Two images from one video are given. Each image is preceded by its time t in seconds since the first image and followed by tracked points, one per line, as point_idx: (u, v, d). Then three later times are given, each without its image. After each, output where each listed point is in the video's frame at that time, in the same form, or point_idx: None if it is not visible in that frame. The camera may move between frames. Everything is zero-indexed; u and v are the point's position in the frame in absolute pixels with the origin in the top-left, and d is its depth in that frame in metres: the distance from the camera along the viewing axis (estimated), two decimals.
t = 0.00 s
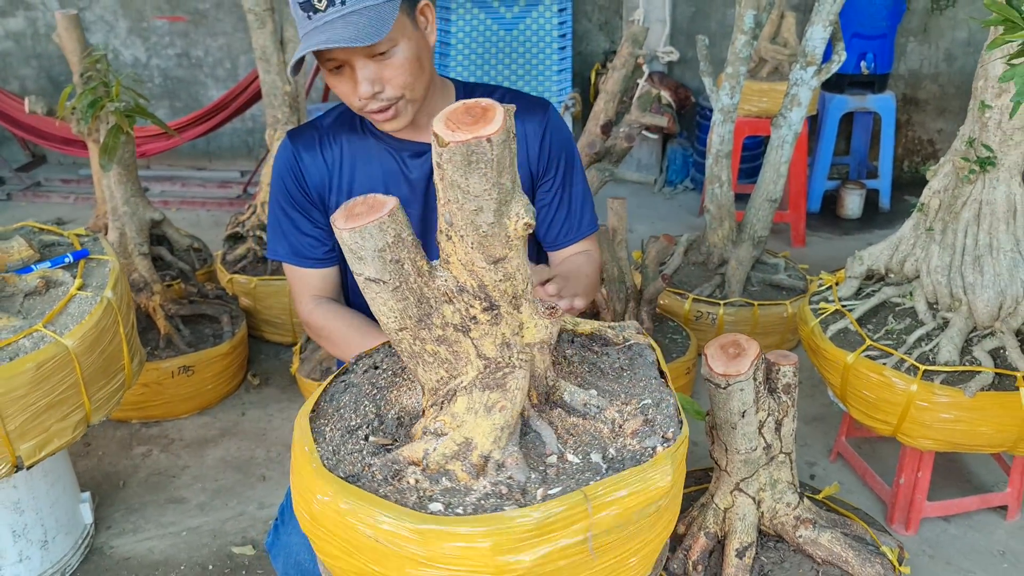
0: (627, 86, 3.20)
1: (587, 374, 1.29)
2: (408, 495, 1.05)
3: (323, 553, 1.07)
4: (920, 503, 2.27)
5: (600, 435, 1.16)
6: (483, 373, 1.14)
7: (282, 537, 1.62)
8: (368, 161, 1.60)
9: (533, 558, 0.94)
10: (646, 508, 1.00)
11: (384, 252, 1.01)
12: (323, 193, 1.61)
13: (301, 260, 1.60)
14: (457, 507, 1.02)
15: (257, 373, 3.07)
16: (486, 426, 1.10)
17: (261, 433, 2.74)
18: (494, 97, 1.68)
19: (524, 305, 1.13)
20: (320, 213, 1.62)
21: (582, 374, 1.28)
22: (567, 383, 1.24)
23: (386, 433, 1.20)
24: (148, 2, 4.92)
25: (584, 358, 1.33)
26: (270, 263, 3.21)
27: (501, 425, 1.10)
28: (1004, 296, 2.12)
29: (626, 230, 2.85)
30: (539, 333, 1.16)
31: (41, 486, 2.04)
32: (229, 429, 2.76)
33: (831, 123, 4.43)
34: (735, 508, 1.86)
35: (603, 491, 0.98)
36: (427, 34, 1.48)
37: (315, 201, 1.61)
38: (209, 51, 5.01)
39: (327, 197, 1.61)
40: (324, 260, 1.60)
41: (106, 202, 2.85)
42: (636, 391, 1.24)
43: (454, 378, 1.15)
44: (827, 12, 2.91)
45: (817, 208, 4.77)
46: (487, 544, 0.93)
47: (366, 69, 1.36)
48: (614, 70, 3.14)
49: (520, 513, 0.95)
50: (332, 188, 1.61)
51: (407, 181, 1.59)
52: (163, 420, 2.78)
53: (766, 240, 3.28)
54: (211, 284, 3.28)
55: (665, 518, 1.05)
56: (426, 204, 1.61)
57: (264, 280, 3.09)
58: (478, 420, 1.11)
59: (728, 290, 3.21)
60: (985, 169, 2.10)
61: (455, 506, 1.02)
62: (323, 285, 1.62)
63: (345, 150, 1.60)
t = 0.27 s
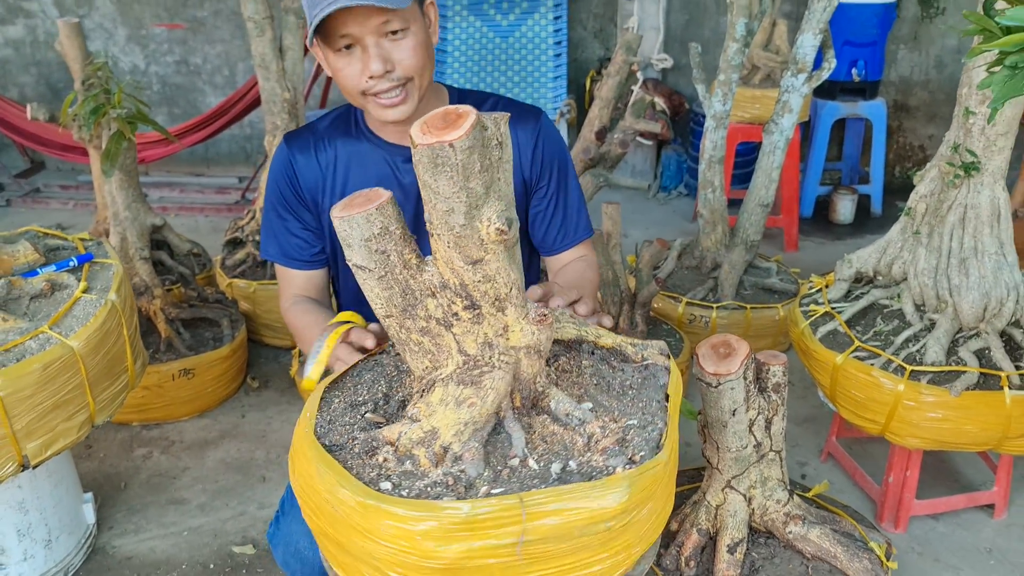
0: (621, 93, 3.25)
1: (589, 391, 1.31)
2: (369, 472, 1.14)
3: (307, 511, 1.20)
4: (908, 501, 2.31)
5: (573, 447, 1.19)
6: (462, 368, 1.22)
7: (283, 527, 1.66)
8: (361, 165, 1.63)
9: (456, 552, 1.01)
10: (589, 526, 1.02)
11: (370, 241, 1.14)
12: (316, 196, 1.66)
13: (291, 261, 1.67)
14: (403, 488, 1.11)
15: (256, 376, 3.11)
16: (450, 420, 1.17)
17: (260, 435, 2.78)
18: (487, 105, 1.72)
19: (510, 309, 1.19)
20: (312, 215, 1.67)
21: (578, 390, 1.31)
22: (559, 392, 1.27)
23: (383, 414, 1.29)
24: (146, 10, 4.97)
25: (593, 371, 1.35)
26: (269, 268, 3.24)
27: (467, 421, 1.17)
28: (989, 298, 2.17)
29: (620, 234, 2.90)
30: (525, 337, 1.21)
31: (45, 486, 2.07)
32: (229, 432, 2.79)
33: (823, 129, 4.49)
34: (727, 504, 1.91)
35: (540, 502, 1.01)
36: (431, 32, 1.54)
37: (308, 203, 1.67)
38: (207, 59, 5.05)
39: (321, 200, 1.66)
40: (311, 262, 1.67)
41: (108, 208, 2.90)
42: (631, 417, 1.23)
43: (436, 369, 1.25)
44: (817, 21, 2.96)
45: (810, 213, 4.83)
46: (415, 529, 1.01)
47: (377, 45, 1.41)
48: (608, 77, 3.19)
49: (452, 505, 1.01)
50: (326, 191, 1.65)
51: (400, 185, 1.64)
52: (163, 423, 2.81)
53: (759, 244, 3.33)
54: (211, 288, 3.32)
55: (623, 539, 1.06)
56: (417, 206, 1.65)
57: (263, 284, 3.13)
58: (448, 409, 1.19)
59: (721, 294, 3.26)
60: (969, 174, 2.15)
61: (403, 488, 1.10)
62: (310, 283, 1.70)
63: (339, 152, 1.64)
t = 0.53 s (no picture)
0: (612, 109, 3.31)
1: (584, 410, 1.34)
2: (338, 455, 1.25)
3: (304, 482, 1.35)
4: (896, 510, 2.34)
5: (533, 463, 1.23)
6: (437, 370, 1.33)
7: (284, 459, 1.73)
8: (338, 103, 1.81)
9: (389, 544, 1.10)
10: (521, 542, 1.07)
11: (358, 240, 1.28)
12: (297, 136, 1.85)
13: (277, 204, 1.90)
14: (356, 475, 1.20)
15: (252, 389, 3.13)
16: (416, 419, 1.26)
17: (256, 447, 2.80)
18: (467, 36, 1.85)
19: (487, 319, 1.29)
20: (294, 156, 1.88)
21: (565, 410, 1.34)
22: (538, 406, 1.30)
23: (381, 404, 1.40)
24: (144, 27, 5.02)
25: (591, 392, 1.38)
26: (265, 281, 3.28)
27: (431, 421, 1.25)
28: (972, 309, 2.21)
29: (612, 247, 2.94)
30: (502, 348, 1.29)
31: (41, 496, 2.09)
32: (224, 443, 2.81)
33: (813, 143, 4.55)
34: (715, 512, 1.94)
35: (474, 511, 1.08)
36: None
37: (289, 144, 1.86)
38: (204, 75, 5.10)
39: (301, 140, 1.85)
40: (297, 203, 1.90)
41: (105, 222, 2.93)
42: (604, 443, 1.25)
43: (417, 370, 1.36)
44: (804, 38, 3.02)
45: (800, 227, 4.88)
46: (354, 513, 1.11)
47: None
48: (600, 93, 3.24)
49: (392, 499, 1.10)
50: (305, 131, 1.83)
51: (381, 124, 1.80)
52: (159, 435, 2.83)
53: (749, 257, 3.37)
54: (207, 302, 3.34)
55: (561, 560, 1.10)
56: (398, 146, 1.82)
57: (258, 298, 3.16)
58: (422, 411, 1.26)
59: (712, 306, 3.30)
60: (952, 187, 2.20)
61: (357, 475, 1.20)
62: (299, 230, 1.93)
63: (318, 90, 1.81)
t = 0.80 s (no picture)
0: (606, 117, 3.35)
1: (575, 420, 1.34)
2: (328, 433, 1.33)
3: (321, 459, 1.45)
4: (886, 511, 2.37)
5: (496, 465, 1.24)
6: (423, 364, 1.38)
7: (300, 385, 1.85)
8: None
9: (344, 522, 1.14)
10: (459, 539, 1.08)
11: (363, 234, 1.33)
12: (270, 26, 1.68)
13: (255, 101, 1.73)
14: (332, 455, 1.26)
15: (249, 395, 3.15)
16: (396, 408, 1.31)
17: (253, 452, 2.82)
18: None
19: (470, 319, 1.35)
20: (271, 49, 1.71)
21: (553, 417, 1.36)
22: (519, 410, 1.32)
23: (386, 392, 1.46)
24: (142, 37, 5.07)
25: (585, 405, 1.37)
26: (262, 288, 3.31)
27: (408, 412, 1.29)
28: (960, 312, 2.25)
29: (606, 253, 2.98)
30: (483, 350, 1.35)
31: (42, 499, 2.12)
32: (223, 448, 2.84)
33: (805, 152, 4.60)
34: (708, 512, 1.97)
35: (418, 503, 1.11)
36: None
37: (264, 37, 1.70)
38: (201, 85, 5.14)
39: (275, 31, 1.69)
40: (278, 100, 1.73)
41: (105, 229, 2.96)
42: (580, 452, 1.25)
43: (409, 360, 1.42)
44: (794, 47, 3.07)
45: (793, 234, 4.93)
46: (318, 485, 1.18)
47: None
48: (594, 102, 3.29)
49: (353, 477, 1.16)
50: (281, 20, 1.67)
51: (358, 15, 1.67)
52: (158, 440, 2.85)
53: (741, 264, 3.41)
54: (205, 309, 3.37)
55: (500, 565, 1.10)
56: (375, 36, 1.69)
57: (256, 304, 3.19)
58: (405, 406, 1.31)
59: (705, 311, 3.34)
60: (938, 192, 2.24)
61: (334, 454, 1.26)
62: (282, 133, 1.76)
63: None
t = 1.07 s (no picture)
0: (603, 117, 3.38)
1: (563, 419, 1.37)
2: (329, 406, 1.43)
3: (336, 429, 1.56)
4: (882, 505, 2.39)
5: (470, 453, 1.28)
6: (418, 349, 1.45)
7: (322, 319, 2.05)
8: None
9: (319, 491, 1.24)
10: (417, 520, 1.16)
11: (373, 218, 1.41)
12: None
13: None
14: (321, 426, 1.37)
15: (249, 393, 3.17)
16: (388, 391, 1.39)
17: (253, 449, 2.83)
18: None
19: (461, 308, 1.39)
20: None
21: (541, 413, 1.39)
22: (505, 403, 1.36)
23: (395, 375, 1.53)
24: (141, 40, 5.09)
25: (578, 405, 1.40)
26: (262, 288, 3.33)
27: (397, 394, 1.37)
28: (953, 307, 2.27)
29: (603, 251, 3.01)
30: (471, 340, 1.40)
31: (43, 494, 2.13)
32: (223, 446, 2.85)
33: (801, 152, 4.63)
34: (705, 505, 1.98)
35: (386, 483, 1.19)
36: None
37: None
38: (201, 87, 5.16)
39: None
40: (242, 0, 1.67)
41: (105, 228, 2.98)
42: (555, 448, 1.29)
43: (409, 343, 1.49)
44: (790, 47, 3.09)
45: (790, 235, 4.96)
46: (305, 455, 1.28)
47: None
48: (591, 102, 3.32)
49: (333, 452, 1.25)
50: None
51: None
52: (158, 438, 2.87)
53: (738, 262, 3.43)
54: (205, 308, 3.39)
55: (456, 550, 1.17)
56: None
57: (256, 303, 3.21)
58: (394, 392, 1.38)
59: (701, 310, 3.36)
60: (932, 188, 2.27)
61: (326, 426, 1.36)
62: (246, 33, 1.70)
63: None
